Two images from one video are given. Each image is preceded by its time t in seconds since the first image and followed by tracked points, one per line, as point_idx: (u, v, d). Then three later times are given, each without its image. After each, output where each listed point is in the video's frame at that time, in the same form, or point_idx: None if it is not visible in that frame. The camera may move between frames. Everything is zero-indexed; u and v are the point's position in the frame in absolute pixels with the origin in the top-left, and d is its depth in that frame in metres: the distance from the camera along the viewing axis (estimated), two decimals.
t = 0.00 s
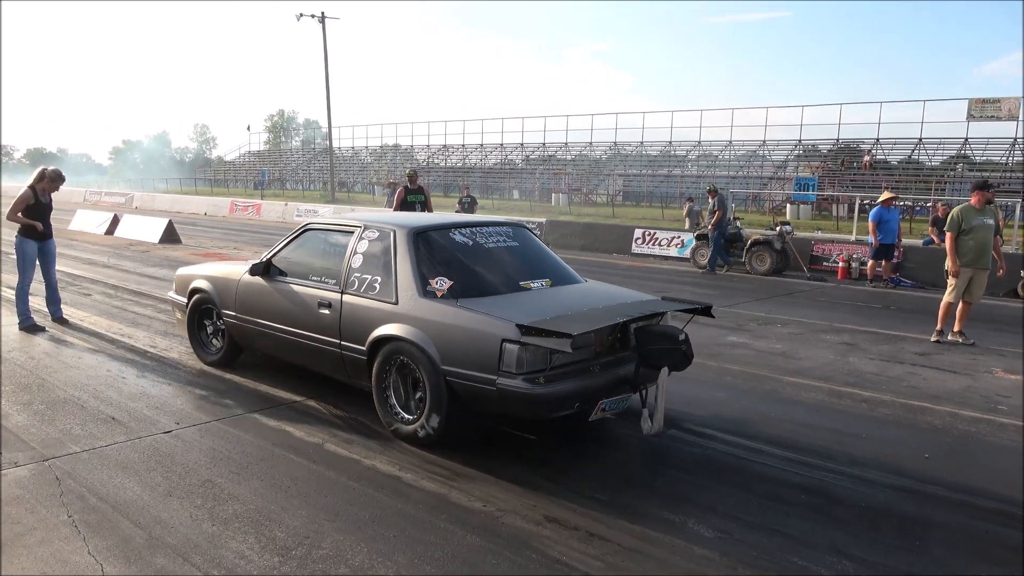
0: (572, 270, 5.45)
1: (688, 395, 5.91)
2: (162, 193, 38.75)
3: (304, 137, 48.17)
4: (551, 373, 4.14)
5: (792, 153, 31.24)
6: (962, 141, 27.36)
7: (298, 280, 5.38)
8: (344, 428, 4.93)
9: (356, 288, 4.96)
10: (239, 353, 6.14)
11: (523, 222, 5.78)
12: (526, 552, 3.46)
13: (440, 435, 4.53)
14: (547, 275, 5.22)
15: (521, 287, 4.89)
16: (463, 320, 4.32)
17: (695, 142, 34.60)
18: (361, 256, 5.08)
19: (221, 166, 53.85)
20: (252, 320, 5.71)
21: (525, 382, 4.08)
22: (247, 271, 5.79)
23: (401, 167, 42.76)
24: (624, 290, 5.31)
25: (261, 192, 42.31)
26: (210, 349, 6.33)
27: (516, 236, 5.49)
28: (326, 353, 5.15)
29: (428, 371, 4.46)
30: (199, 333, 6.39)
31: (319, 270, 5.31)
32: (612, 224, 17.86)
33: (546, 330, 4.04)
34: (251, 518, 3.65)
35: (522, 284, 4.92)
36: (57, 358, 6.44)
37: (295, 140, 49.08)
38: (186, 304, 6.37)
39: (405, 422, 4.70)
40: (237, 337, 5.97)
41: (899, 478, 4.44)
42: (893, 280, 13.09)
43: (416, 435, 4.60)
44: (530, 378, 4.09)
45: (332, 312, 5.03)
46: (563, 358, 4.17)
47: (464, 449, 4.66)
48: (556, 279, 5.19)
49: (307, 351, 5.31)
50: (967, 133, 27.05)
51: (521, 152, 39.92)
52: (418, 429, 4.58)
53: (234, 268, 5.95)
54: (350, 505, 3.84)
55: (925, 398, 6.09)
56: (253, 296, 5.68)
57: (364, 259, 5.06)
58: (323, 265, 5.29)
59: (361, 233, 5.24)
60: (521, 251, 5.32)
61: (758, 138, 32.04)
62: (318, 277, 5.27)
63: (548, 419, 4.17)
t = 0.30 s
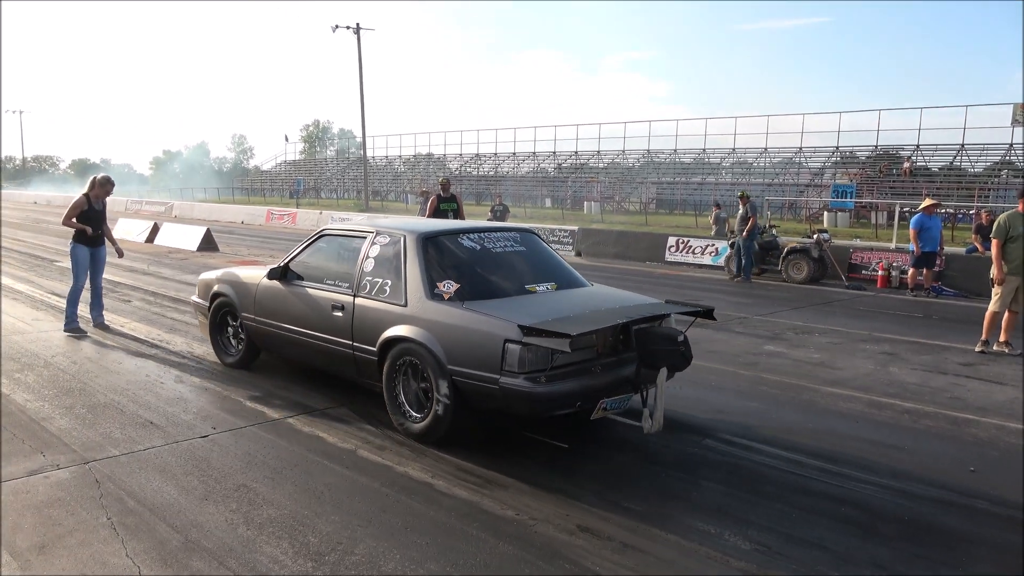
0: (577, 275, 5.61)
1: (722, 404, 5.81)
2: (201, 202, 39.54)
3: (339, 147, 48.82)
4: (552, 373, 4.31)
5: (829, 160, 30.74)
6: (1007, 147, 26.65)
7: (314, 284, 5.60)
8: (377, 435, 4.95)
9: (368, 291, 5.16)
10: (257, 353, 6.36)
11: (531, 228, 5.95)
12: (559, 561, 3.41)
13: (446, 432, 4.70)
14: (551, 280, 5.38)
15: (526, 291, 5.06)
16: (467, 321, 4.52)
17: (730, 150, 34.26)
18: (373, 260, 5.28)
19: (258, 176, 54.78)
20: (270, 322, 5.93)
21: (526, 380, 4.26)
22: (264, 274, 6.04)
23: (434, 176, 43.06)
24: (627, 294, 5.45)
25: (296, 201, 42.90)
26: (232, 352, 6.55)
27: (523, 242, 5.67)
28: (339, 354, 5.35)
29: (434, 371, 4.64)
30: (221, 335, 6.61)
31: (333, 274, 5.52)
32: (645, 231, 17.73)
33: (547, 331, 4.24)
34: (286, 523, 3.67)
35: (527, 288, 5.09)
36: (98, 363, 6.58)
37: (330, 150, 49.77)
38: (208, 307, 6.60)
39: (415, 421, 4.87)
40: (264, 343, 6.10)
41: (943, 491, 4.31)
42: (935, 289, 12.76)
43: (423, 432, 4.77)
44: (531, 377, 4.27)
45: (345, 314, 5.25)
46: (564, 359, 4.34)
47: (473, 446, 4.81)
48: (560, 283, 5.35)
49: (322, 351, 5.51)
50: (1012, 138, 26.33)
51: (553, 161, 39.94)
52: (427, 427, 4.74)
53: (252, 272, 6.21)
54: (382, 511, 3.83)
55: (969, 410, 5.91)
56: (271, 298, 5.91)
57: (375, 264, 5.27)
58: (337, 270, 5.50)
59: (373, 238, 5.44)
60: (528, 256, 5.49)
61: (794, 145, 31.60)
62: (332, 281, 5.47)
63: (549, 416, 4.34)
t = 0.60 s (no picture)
0: (574, 276, 5.72)
1: (742, 411, 5.76)
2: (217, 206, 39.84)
3: (353, 151, 49.07)
4: (545, 371, 4.42)
5: (844, 165, 30.52)
6: None
7: (316, 285, 5.74)
8: (396, 439, 4.94)
9: (368, 292, 5.29)
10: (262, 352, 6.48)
11: (529, 231, 6.06)
12: (581, 569, 3.39)
13: (443, 429, 4.81)
14: (548, 281, 5.49)
15: (522, 292, 5.18)
16: (463, 320, 4.64)
17: (745, 154, 34.10)
18: (374, 262, 5.42)
19: (273, 179, 55.14)
20: (274, 322, 6.07)
21: (519, 378, 4.37)
22: (268, 275, 6.22)
23: (448, 180, 43.16)
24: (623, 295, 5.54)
25: (311, 204, 43.16)
26: (236, 351, 6.70)
27: (521, 244, 5.77)
28: (338, 352, 5.49)
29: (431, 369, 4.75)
30: (226, 335, 6.78)
31: (335, 276, 5.65)
32: (660, 236, 17.67)
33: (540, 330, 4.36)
34: (306, 527, 3.66)
35: (523, 289, 5.19)
36: (119, 365, 6.62)
37: (344, 154, 50.02)
38: (215, 307, 6.79)
39: (413, 419, 4.96)
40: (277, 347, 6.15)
41: (968, 502, 4.23)
42: (954, 296, 12.62)
43: (420, 430, 4.88)
44: (524, 375, 4.38)
45: (346, 315, 5.39)
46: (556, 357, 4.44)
47: (470, 444, 4.91)
48: (557, 284, 5.46)
49: (323, 350, 5.63)
50: None
51: (566, 165, 39.93)
52: (425, 424, 4.84)
53: (256, 273, 6.38)
54: (403, 517, 3.82)
55: (993, 419, 5.82)
56: (273, 298, 6.08)
57: (376, 265, 5.40)
58: (339, 271, 5.64)
59: (373, 240, 5.58)
60: (525, 258, 5.60)
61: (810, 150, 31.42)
62: (334, 282, 5.61)
63: (541, 413, 4.44)
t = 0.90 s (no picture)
0: (571, 276, 5.85)
1: (757, 419, 5.70)
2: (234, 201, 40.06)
3: (369, 149, 49.23)
4: (538, 367, 4.54)
5: (862, 174, 30.29)
6: None
7: (319, 279, 5.89)
8: (409, 438, 4.92)
9: (369, 287, 5.44)
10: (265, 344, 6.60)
11: (529, 231, 6.21)
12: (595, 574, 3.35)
13: (438, 421, 4.93)
14: (546, 280, 5.63)
15: (519, 289, 5.32)
16: (461, 316, 4.78)
17: (761, 160, 33.91)
18: (375, 258, 5.57)
19: (289, 175, 55.37)
20: (277, 314, 6.21)
21: (513, 373, 4.50)
22: (272, 268, 6.36)
23: (463, 180, 43.18)
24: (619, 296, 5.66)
25: (326, 201, 43.34)
26: (238, 342, 6.84)
27: (520, 244, 5.92)
28: (337, 345, 5.65)
29: (429, 363, 4.87)
30: (230, 326, 6.91)
31: (338, 271, 5.80)
32: (675, 241, 17.58)
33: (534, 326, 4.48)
34: (320, 524, 3.65)
35: (520, 287, 5.33)
36: (135, 357, 6.64)
37: (360, 152, 50.17)
38: (219, 299, 6.94)
39: (408, 411, 5.07)
40: (287, 342, 6.21)
41: (989, 517, 4.16)
42: (972, 308, 12.47)
43: (415, 422, 4.99)
44: (517, 370, 4.51)
45: (347, 309, 5.53)
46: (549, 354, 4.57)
47: (465, 438, 4.99)
48: (554, 283, 5.59)
49: (324, 342, 5.76)
50: None
51: (582, 168, 39.86)
52: (420, 416, 4.95)
53: (260, 266, 6.52)
54: (417, 516, 3.79)
55: (1013, 433, 5.73)
56: (276, 291, 6.23)
57: (377, 261, 5.55)
58: (341, 266, 5.79)
59: (376, 237, 5.73)
60: (523, 257, 5.74)
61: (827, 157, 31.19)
62: (337, 277, 5.77)
63: (534, 408, 4.57)
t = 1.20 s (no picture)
0: (580, 272, 5.84)
1: (781, 422, 5.61)
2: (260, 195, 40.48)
3: (393, 145, 49.45)
4: (543, 361, 4.55)
5: (890, 175, 29.80)
6: None
7: (332, 273, 5.93)
8: (429, 435, 4.91)
9: (380, 280, 5.49)
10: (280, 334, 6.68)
11: (539, 228, 6.21)
12: None
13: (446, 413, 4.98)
14: (555, 276, 5.62)
15: (528, 284, 5.32)
16: (468, 310, 4.80)
17: (788, 160, 33.51)
18: (386, 252, 5.60)
19: (313, 170, 55.78)
20: (292, 306, 6.27)
21: (518, 367, 4.52)
22: (287, 261, 6.42)
23: (486, 177, 43.21)
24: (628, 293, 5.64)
25: (350, 196, 43.62)
26: (255, 334, 6.90)
27: (530, 240, 5.92)
28: (349, 337, 5.69)
29: (436, 356, 4.92)
30: (246, 318, 6.98)
31: (350, 264, 5.84)
32: (699, 240, 17.43)
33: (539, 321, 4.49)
34: (339, 519, 3.65)
35: (529, 282, 5.33)
36: (160, 348, 6.70)
37: (384, 147, 50.39)
38: (237, 291, 7.01)
39: (417, 402, 5.14)
40: (303, 334, 6.24)
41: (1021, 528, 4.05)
42: (1003, 312, 12.20)
43: (424, 413, 5.06)
44: (523, 364, 4.52)
45: (359, 302, 5.57)
46: (555, 349, 4.58)
47: (475, 432, 5.01)
48: (563, 279, 5.58)
49: (337, 334, 5.82)
50: None
51: (605, 165, 39.70)
52: (428, 408, 5.01)
53: (277, 258, 6.58)
54: (435, 514, 3.78)
55: None
56: (290, 283, 6.29)
57: (388, 255, 5.58)
58: (354, 260, 5.83)
59: (387, 231, 5.76)
60: (533, 253, 5.75)
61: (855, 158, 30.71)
62: (349, 270, 5.81)
63: (539, 402, 4.59)
